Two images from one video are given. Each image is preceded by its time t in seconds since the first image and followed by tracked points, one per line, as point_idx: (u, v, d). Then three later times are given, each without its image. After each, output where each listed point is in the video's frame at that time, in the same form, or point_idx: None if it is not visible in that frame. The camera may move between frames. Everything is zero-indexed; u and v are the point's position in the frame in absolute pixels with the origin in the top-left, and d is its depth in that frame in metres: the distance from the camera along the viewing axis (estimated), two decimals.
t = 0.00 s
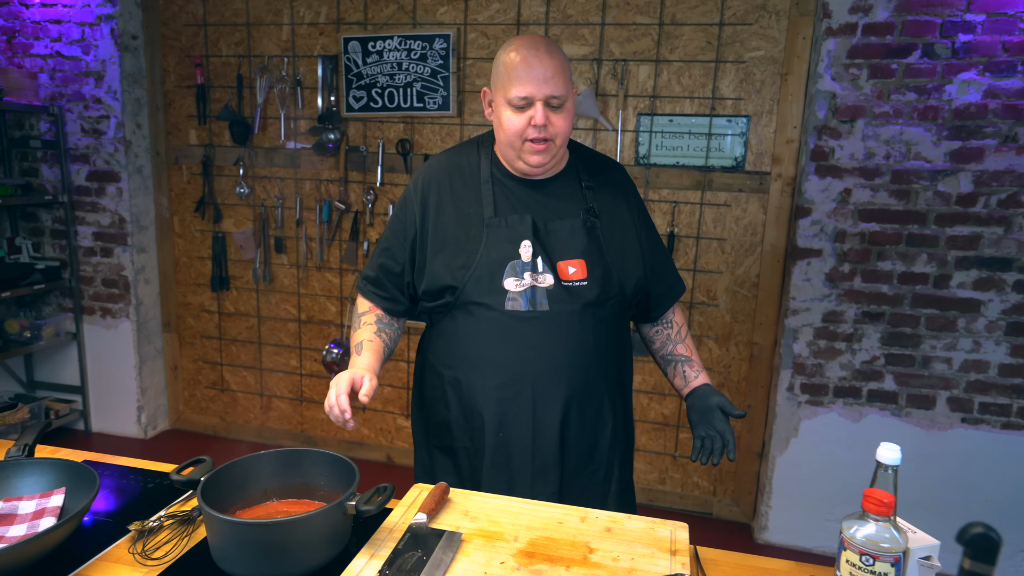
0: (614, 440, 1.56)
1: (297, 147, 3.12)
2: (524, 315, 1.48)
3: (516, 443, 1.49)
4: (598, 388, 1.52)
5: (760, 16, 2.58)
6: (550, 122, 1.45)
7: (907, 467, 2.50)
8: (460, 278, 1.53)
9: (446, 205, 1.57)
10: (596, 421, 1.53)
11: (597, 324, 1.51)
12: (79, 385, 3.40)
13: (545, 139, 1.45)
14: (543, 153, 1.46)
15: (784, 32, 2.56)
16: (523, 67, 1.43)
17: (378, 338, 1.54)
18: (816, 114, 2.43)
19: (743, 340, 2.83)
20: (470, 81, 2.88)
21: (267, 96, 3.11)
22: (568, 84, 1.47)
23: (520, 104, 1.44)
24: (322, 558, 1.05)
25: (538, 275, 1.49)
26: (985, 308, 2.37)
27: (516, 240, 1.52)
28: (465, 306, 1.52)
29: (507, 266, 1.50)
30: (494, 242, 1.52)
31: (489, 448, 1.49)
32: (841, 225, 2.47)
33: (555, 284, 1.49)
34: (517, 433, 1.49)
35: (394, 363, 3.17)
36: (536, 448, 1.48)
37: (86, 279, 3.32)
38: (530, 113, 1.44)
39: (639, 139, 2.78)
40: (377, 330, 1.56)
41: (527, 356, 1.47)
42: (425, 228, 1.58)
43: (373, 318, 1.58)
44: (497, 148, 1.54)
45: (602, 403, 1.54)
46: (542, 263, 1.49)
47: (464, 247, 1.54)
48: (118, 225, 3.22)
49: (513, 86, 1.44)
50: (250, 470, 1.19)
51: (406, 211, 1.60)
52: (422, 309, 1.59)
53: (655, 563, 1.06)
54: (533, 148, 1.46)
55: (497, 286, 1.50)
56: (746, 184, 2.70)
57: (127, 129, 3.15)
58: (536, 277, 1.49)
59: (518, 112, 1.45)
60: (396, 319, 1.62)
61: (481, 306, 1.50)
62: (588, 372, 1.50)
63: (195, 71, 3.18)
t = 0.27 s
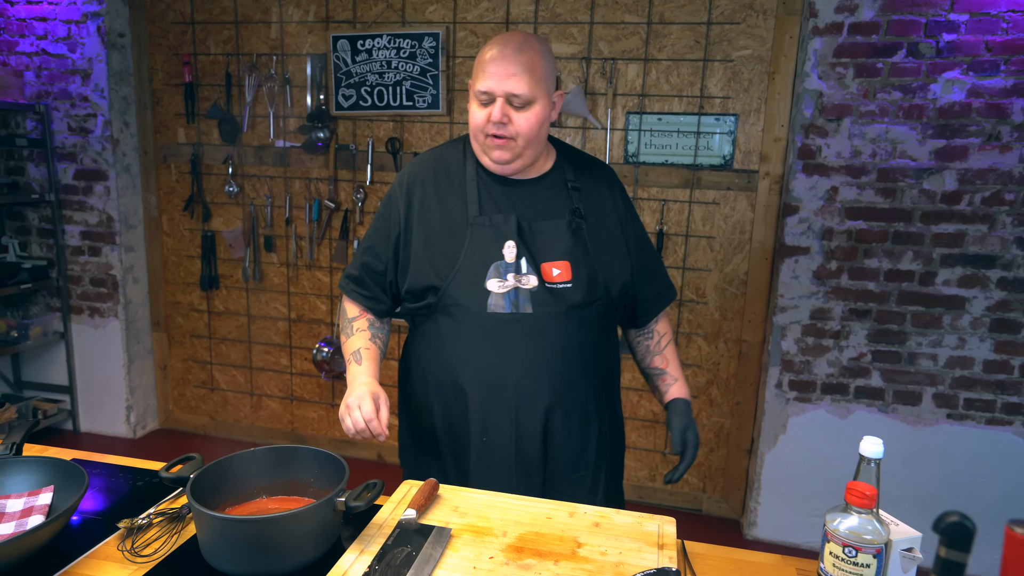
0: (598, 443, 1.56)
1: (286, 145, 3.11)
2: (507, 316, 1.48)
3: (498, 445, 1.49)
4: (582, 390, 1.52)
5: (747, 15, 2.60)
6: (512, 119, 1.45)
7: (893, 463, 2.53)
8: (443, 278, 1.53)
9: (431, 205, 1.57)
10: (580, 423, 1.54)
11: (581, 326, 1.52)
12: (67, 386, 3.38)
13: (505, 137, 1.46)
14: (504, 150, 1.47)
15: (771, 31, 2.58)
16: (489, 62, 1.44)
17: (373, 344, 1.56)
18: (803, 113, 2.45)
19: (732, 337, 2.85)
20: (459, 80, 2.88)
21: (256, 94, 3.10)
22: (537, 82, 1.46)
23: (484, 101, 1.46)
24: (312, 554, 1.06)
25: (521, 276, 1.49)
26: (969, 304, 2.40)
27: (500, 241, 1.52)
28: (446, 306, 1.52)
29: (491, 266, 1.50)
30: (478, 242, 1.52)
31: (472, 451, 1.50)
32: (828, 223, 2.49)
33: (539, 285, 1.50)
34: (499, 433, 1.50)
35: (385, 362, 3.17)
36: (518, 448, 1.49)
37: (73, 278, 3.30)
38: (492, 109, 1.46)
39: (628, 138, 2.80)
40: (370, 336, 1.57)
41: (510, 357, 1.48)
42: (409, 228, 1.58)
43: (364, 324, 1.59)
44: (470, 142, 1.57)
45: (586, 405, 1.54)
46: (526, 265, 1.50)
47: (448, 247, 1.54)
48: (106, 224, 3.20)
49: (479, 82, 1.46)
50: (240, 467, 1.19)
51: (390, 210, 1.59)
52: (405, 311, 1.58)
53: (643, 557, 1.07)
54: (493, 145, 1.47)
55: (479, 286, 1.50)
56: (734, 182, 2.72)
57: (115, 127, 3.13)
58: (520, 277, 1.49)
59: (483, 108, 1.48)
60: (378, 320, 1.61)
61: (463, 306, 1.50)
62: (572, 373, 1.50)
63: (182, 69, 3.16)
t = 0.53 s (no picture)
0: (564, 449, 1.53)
1: (278, 142, 3.10)
2: (470, 318, 1.48)
3: (460, 446, 1.49)
4: (547, 394, 1.50)
5: (739, 15, 2.61)
6: (481, 120, 1.43)
7: (881, 461, 2.56)
8: (406, 280, 1.53)
9: (399, 206, 1.57)
10: (545, 429, 1.51)
11: (548, 329, 1.50)
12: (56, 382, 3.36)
13: (474, 139, 1.44)
14: (475, 152, 1.46)
15: (762, 31, 2.60)
16: (454, 63, 1.42)
17: (354, 348, 1.58)
18: (794, 113, 2.47)
19: (723, 336, 2.86)
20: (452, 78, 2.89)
21: (248, 90, 3.09)
22: (505, 81, 1.43)
23: (452, 102, 1.44)
24: (303, 550, 1.06)
25: (486, 277, 1.48)
26: (957, 305, 2.42)
27: (466, 241, 1.51)
28: (410, 308, 1.53)
29: (455, 267, 1.50)
30: (444, 243, 1.52)
31: (433, 454, 1.50)
32: (819, 223, 2.51)
33: (504, 287, 1.49)
34: (461, 436, 1.49)
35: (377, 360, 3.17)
36: (479, 452, 1.48)
37: (63, 274, 3.28)
38: (460, 111, 1.44)
39: (621, 137, 2.81)
40: (352, 342, 1.59)
41: (473, 359, 1.47)
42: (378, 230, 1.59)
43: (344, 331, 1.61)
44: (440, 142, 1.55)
45: (552, 410, 1.52)
46: (491, 266, 1.48)
47: (414, 249, 1.54)
48: (96, 220, 3.18)
49: (445, 83, 1.43)
50: (231, 463, 1.19)
51: (360, 212, 1.60)
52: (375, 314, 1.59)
53: (632, 552, 1.08)
54: (464, 147, 1.46)
55: (444, 287, 1.50)
56: (726, 182, 2.74)
57: (105, 122, 3.11)
58: (484, 278, 1.48)
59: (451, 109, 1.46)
60: (350, 323, 1.63)
61: (426, 308, 1.50)
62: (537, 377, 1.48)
63: (174, 64, 3.15)
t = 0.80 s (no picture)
0: (542, 461, 1.49)
1: (278, 141, 3.10)
2: (444, 323, 1.47)
3: (434, 450, 1.49)
4: (523, 404, 1.46)
5: (740, 14, 2.61)
6: (496, 121, 1.40)
7: (881, 460, 2.56)
8: (389, 281, 1.54)
9: (392, 205, 1.58)
10: (519, 438, 1.48)
11: (526, 337, 1.46)
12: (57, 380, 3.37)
13: (490, 140, 1.41)
14: (491, 154, 1.43)
15: (763, 31, 2.60)
16: (462, 64, 1.36)
17: (353, 336, 1.61)
18: (794, 112, 2.47)
19: (723, 335, 2.87)
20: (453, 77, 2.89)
21: (249, 89, 3.09)
22: (514, 78, 1.39)
23: (462, 105, 1.39)
24: (304, 548, 1.06)
25: (464, 282, 1.46)
26: (957, 304, 2.43)
27: (448, 245, 1.50)
28: (392, 309, 1.54)
29: (435, 271, 1.49)
30: (427, 246, 1.51)
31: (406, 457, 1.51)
32: (819, 222, 2.51)
33: (482, 293, 1.46)
34: (435, 440, 1.49)
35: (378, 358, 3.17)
36: (451, 457, 1.47)
37: (64, 272, 3.28)
38: (472, 113, 1.39)
39: (621, 136, 2.81)
40: (351, 329, 1.62)
41: (447, 364, 1.46)
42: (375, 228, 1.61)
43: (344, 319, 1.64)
44: (446, 146, 1.50)
45: (528, 421, 1.48)
46: (469, 271, 1.46)
47: (400, 250, 1.55)
48: (97, 218, 3.18)
49: (454, 86, 1.38)
50: (233, 460, 1.19)
51: (361, 209, 1.63)
52: (366, 314, 1.61)
53: (633, 551, 1.08)
54: (479, 150, 1.42)
55: (423, 291, 1.49)
56: (726, 181, 2.74)
57: (107, 121, 3.11)
58: (461, 284, 1.46)
59: (461, 112, 1.41)
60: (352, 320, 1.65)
61: (405, 311, 1.51)
62: (512, 385, 1.45)
63: (175, 63, 3.15)
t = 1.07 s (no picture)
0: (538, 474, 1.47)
1: (280, 140, 3.10)
2: (444, 327, 1.47)
3: (430, 455, 1.50)
4: (518, 417, 1.43)
5: (742, 13, 2.61)
6: (530, 114, 1.38)
7: (884, 460, 2.56)
8: (401, 280, 1.56)
9: (414, 203, 1.60)
10: (514, 451, 1.45)
11: (525, 348, 1.42)
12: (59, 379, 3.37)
13: (524, 134, 1.39)
14: (523, 149, 1.40)
15: (765, 30, 2.60)
16: (495, 57, 1.36)
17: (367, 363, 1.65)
18: (796, 111, 2.47)
19: (725, 335, 2.86)
20: (454, 76, 2.89)
21: (250, 88, 3.09)
22: (544, 72, 1.39)
23: (496, 98, 1.38)
24: (306, 547, 1.06)
25: (467, 288, 1.46)
26: (960, 303, 2.42)
27: (456, 247, 1.50)
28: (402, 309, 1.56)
29: (442, 273, 1.50)
30: (436, 248, 1.52)
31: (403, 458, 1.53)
32: (822, 221, 2.51)
33: (484, 299, 1.45)
34: (431, 445, 1.49)
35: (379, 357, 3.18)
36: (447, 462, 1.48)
37: (66, 272, 3.28)
38: (505, 106, 1.38)
39: (623, 135, 2.81)
40: (366, 353, 1.67)
41: (445, 370, 1.46)
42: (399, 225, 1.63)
43: (361, 338, 1.68)
44: (474, 148, 1.47)
45: (523, 435, 1.44)
46: (473, 276, 1.46)
47: (415, 249, 1.56)
48: (99, 218, 3.19)
49: (486, 80, 1.37)
50: (235, 460, 1.19)
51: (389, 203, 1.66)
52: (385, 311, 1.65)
53: (635, 550, 1.08)
54: (512, 145, 1.40)
55: (428, 294, 1.51)
56: (728, 181, 2.74)
57: (109, 120, 3.11)
58: (465, 289, 1.46)
59: (494, 107, 1.39)
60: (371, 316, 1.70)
61: (413, 312, 1.53)
62: (509, 396, 1.43)
63: (177, 63, 3.15)
